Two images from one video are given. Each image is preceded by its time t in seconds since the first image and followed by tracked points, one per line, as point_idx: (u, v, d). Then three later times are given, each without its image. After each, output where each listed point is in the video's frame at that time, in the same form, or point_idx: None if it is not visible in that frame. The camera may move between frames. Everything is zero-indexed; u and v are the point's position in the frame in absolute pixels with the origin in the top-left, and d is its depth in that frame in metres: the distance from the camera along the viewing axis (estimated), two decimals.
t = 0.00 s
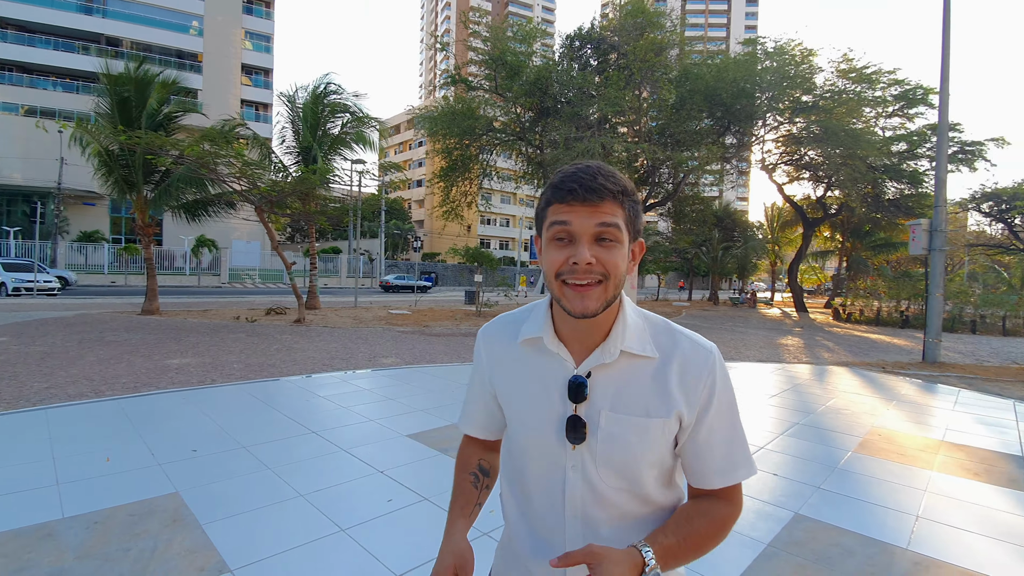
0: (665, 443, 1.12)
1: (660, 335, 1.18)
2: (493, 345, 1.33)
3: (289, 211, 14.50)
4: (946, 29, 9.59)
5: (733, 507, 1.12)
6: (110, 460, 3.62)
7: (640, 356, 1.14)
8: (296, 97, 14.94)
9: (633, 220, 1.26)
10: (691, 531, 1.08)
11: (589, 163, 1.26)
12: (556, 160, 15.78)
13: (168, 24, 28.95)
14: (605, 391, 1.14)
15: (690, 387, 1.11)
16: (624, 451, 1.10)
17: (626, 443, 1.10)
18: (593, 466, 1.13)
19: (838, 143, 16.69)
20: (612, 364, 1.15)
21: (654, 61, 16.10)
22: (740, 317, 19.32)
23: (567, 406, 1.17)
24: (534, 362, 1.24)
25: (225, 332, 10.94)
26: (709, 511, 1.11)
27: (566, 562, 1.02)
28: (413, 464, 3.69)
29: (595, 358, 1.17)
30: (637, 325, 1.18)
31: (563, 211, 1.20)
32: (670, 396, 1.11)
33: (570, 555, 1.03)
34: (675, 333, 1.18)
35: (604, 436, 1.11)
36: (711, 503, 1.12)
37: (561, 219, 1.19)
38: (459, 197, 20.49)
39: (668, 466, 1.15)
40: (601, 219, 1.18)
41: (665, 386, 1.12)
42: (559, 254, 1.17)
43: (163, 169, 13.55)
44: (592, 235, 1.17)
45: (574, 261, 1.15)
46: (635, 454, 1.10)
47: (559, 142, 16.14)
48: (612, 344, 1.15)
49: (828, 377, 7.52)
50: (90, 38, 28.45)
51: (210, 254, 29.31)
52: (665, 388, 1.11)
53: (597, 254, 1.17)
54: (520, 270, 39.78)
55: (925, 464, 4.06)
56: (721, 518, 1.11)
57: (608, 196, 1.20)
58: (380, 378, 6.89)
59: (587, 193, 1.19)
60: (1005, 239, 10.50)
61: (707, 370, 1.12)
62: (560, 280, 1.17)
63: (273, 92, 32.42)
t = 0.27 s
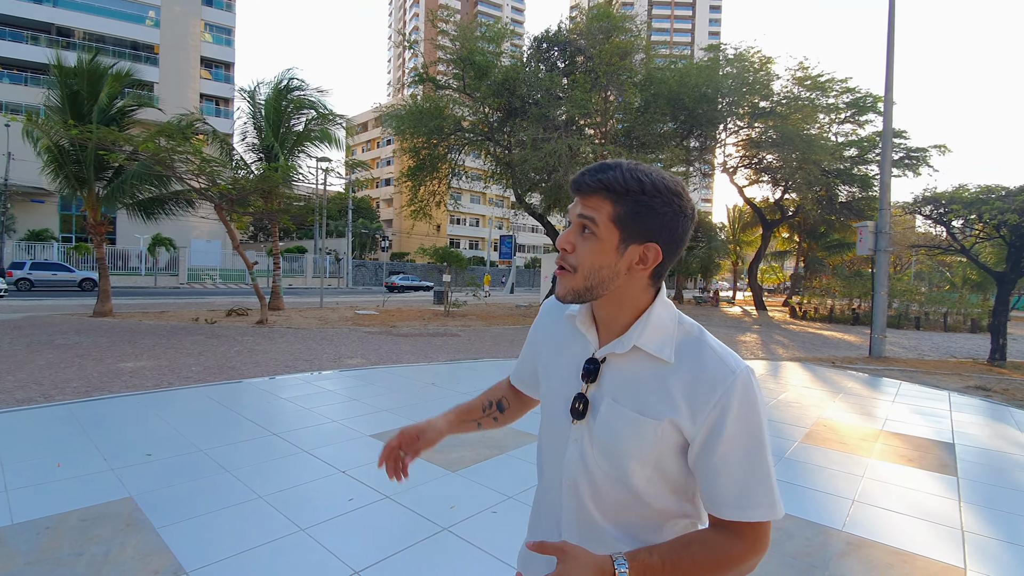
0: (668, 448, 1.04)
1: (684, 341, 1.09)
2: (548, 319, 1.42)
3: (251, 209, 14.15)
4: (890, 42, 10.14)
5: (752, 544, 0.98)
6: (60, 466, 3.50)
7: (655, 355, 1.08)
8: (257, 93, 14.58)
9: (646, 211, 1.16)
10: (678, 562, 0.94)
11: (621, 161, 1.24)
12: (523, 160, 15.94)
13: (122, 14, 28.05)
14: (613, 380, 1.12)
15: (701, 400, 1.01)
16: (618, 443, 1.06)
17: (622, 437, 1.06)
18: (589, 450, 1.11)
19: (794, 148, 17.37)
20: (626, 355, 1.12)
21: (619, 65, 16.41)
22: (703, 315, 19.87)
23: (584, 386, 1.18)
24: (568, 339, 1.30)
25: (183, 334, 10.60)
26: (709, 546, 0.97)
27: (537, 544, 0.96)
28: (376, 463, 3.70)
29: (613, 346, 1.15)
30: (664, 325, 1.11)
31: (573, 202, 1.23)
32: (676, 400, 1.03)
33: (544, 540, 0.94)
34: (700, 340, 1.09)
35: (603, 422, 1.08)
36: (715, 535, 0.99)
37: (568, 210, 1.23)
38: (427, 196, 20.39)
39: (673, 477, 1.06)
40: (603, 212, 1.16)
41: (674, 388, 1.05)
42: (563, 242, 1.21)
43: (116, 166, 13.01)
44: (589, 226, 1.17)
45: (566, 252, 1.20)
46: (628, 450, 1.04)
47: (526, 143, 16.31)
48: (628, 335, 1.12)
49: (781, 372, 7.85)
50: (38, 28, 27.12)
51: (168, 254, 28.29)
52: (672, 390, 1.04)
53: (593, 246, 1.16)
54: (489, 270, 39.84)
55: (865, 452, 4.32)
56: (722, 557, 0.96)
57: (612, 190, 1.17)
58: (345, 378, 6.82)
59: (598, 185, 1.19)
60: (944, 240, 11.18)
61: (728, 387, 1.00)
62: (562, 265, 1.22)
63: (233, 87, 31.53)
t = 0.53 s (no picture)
0: (647, 435, 1.10)
1: (671, 340, 1.15)
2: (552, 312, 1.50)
3: (215, 209, 13.81)
4: (846, 51, 10.55)
5: (725, 532, 1.03)
6: (12, 474, 3.40)
7: (643, 349, 1.14)
8: (220, 91, 14.22)
9: (666, 231, 1.29)
10: (661, 537, 1.04)
11: (648, 179, 1.32)
12: (495, 161, 15.99)
13: (80, 6, 26.93)
14: (603, 368, 1.17)
15: (678, 394, 1.06)
16: (603, 426, 1.12)
17: (605, 420, 1.12)
18: (576, 429, 1.18)
19: (759, 152, 17.87)
20: (619, 345, 1.18)
21: (590, 68, 16.64)
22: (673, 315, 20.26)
23: (575, 370, 1.24)
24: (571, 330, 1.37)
25: (143, 338, 10.27)
26: (682, 527, 1.05)
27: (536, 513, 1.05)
28: (340, 466, 3.69)
29: (609, 336, 1.21)
30: (656, 324, 1.17)
31: (606, 209, 1.28)
32: (657, 391, 1.09)
33: (541, 511, 1.03)
34: (686, 340, 1.15)
35: (589, 403, 1.14)
36: (686, 518, 1.05)
37: (604, 216, 1.27)
38: (399, 197, 20.23)
39: (651, 463, 1.11)
40: (644, 226, 1.25)
41: (657, 381, 1.10)
42: (600, 245, 1.24)
43: (72, 165, 12.54)
44: (633, 237, 1.24)
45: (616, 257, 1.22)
46: (609, 433, 1.10)
47: (498, 144, 16.36)
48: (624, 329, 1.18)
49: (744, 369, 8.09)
50: None
51: (129, 255, 27.32)
52: (657, 383, 1.09)
53: (637, 256, 1.24)
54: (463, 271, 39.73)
55: (818, 445, 4.51)
56: (689, 538, 1.04)
57: (649, 211, 1.27)
58: (313, 381, 6.74)
59: (633, 199, 1.27)
60: (897, 241, 11.68)
61: (702, 384, 1.06)
62: (599, 266, 1.24)
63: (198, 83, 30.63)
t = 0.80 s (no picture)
0: (641, 413, 1.20)
1: (645, 325, 1.27)
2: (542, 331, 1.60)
3: (190, 211, 13.57)
4: (816, 58, 10.81)
5: (717, 481, 1.13)
6: None
7: (623, 339, 1.25)
8: (195, 92, 13.97)
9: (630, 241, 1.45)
10: (659, 492, 1.13)
11: (615, 200, 1.47)
12: (475, 164, 15.99)
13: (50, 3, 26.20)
14: (594, 362, 1.28)
15: (664, 367, 1.17)
16: (601, 411, 1.22)
17: (602, 404, 1.22)
18: (578, 422, 1.27)
19: (735, 156, 18.17)
20: (603, 341, 1.28)
21: (569, 72, 16.77)
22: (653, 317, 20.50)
23: (570, 372, 1.34)
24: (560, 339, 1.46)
25: (113, 343, 10.02)
26: (680, 479, 1.14)
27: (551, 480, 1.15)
28: (313, 470, 3.68)
29: (594, 335, 1.31)
30: (633, 316, 1.29)
31: (588, 226, 1.38)
32: (640, 369, 1.20)
33: (555, 474, 1.12)
34: (658, 323, 1.26)
35: (586, 394, 1.25)
36: (683, 471, 1.15)
37: (588, 234, 1.36)
38: (379, 199, 20.10)
39: (647, 436, 1.21)
40: (624, 241, 1.38)
41: (641, 363, 1.21)
42: (592, 259, 1.34)
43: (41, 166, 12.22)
44: (619, 250, 1.36)
45: (608, 269, 1.33)
46: (608, 414, 1.20)
47: (478, 147, 16.39)
48: (604, 325, 1.29)
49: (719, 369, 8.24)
50: None
51: (101, 258, 26.65)
52: (643, 363, 1.20)
53: (623, 267, 1.37)
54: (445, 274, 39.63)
55: (786, 442, 4.62)
56: (689, 487, 1.13)
57: (624, 227, 1.41)
58: (288, 386, 6.67)
59: (611, 217, 1.40)
60: (867, 244, 11.99)
61: (675, 356, 1.18)
62: (594, 277, 1.33)
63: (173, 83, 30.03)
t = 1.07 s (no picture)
0: (609, 392, 1.24)
1: (607, 311, 1.33)
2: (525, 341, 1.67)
3: (166, 211, 13.36)
4: (791, 65, 11.05)
5: (688, 444, 1.16)
6: None
7: (587, 327, 1.31)
8: (172, 91, 13.75)
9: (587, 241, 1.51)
10: (639, 466, 1.15)
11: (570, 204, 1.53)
12: (458, 165, 15.99)
13: None
14: (564, 354, 1.33)
15: (621, 345, 1.23)
16: (577, 396, 1.27)
17: (575, 390, 1.27)
18: (558, 412, 1.32)
19: (715, 159, 18.43)
20: (571, 333, 1.35)
21: (552, 74, 16.86)
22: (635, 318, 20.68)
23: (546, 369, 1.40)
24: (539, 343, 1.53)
25: (85, 346, 9.81)
26: (655, 452, 1.16)
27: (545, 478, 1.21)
28: (286, 472, 3.66)
29: (563, 330, 1.38)
30: (594, 305, 1.35)
31: (545, 230, 1.44)
32: (605, 351, 1.25)
33: (547, 471, 1.20)
34: (618, 306, 1.31)
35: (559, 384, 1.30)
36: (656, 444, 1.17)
37: (546, 238, 1.42)
38: (361, 200, 19.97)
39: (619, 417, 1.25)
40: (580, 238, 1.45)
41: (605, 346, 1.26)
42: (552, 260, 1.40)
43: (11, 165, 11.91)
44: (577, 249, 1.42)
45: (568, 267, 1.39)
46: (581, 399, 1.26)
47: (461, 148, 16.40)
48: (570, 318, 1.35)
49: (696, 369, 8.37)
50: None
51: (76, 260, 26.06)
52: (605, 348, 1.25)
53: (583, 264, 1.43)
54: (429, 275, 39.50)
55: (758, 441, 4.71)
56: (662, 458, 1.15)
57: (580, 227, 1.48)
58: (265, 388, 6.60)
59: (565, 220, 1.47)
60: (842, 246, 12.27)
61: (633, 331, 1.24)
62: (556, 277, 1.39)
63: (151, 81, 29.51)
